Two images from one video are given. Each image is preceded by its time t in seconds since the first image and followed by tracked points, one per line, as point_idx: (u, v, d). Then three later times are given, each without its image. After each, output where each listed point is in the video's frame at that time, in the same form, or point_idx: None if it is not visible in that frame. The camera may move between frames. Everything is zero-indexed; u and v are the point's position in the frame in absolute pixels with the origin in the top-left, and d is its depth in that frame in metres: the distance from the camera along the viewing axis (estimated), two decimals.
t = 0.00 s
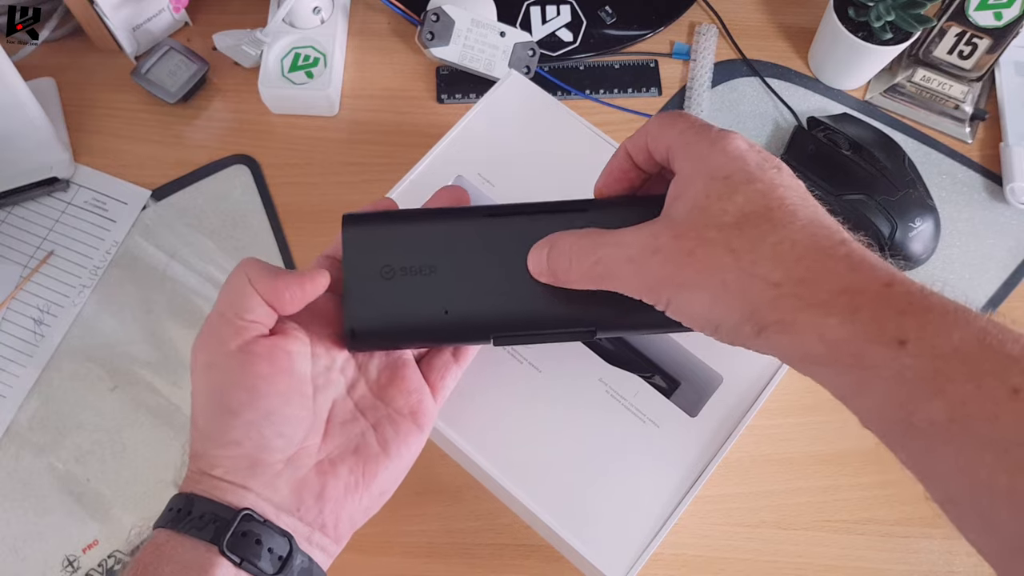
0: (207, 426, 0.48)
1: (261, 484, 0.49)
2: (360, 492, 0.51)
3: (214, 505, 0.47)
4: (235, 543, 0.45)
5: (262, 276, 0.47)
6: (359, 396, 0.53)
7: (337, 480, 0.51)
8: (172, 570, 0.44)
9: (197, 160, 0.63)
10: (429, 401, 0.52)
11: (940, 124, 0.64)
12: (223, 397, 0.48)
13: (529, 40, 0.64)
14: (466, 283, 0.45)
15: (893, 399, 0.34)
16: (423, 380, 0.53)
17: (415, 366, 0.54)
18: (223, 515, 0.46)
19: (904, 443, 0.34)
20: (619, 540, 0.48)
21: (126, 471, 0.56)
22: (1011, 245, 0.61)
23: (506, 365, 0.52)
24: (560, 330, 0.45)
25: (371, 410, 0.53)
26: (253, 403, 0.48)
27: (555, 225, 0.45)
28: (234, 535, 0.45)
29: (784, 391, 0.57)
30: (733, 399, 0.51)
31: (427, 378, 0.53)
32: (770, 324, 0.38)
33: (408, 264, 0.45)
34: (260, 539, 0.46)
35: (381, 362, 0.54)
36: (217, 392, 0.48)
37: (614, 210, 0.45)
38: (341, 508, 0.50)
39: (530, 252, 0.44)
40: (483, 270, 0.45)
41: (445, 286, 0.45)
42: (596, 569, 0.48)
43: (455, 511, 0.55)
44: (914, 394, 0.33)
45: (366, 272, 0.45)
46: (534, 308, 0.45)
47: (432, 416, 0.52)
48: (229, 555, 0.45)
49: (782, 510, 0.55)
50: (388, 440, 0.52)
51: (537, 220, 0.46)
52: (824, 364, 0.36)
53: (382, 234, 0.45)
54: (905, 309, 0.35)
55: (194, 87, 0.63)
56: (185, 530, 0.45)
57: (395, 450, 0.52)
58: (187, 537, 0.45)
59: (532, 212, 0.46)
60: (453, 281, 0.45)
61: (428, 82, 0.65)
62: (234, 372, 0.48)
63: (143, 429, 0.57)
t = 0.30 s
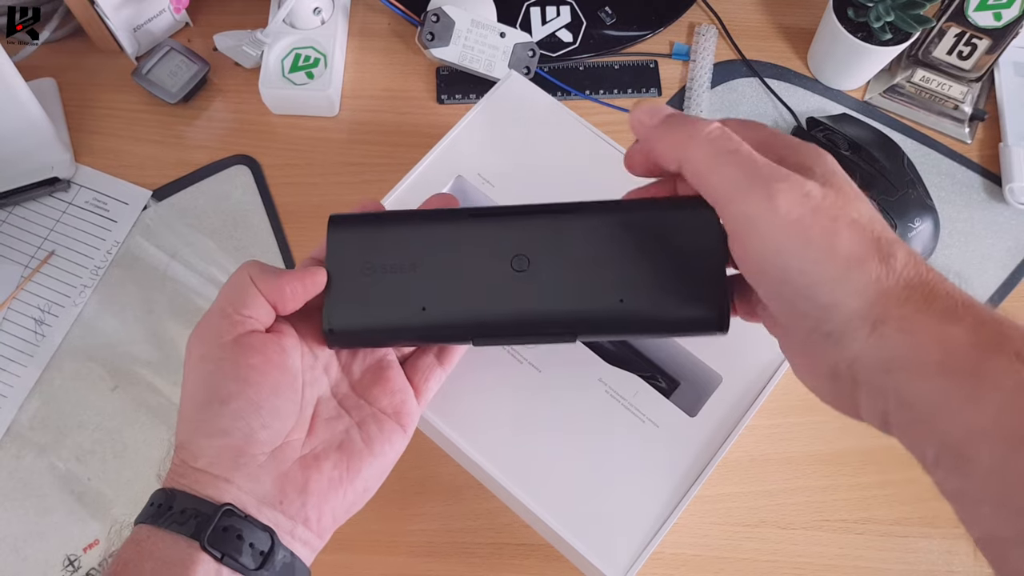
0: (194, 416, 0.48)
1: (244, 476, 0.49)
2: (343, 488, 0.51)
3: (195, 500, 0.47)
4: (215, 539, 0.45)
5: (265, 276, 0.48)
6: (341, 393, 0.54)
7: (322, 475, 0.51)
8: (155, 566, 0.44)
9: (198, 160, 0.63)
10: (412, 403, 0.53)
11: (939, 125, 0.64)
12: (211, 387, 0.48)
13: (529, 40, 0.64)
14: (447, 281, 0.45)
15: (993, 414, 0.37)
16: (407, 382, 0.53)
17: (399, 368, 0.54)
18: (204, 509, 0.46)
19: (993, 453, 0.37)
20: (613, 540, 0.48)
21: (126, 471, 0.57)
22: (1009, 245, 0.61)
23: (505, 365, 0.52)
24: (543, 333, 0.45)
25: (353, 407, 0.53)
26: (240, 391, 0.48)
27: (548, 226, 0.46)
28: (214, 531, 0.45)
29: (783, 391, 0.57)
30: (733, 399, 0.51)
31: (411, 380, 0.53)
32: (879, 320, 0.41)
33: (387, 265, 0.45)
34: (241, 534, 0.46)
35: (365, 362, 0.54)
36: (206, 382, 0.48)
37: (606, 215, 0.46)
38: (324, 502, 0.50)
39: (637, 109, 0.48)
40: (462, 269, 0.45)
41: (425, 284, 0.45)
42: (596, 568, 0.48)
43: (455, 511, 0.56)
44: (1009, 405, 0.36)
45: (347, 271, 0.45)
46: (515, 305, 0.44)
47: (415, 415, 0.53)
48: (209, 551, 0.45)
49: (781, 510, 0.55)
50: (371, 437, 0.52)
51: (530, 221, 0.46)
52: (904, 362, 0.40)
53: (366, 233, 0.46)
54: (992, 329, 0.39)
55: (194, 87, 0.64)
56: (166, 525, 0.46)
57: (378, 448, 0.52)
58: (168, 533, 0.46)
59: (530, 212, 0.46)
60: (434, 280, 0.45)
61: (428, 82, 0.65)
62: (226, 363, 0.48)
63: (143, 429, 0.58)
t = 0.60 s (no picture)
0: (203, 422, 0.49)
1: (250, 482, 0.49)
2: (351, 494, 0.51)
3: (203, 505, 0.47)
4: (223, 545, 0.45)
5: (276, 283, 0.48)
6: (349, 400, 0.54)
7: (329, 482, 0.51)
8: (164, 570, 0.45)
9: (198, 160, 0.64)
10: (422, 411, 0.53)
11: (939, 125, 0.64)
12: (219, 394, 0.48)
13: (529, 40, 0.64)
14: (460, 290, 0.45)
15: (970, 458, 0.32)
16: (415, 389, 0.53)
17: (408, 374, 0.54)
18: (212, 515, 0.47)
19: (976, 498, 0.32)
20: (616, 541, 0.48)
21: (127, 470, 0.57)
22: (1009, 245, 0.61)
23: (507, 367, 0.52)
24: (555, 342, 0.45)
25: (361, 413, 0.54)
26: (249, 399, 0.48)
27: (559, 238, 0.46)
28: (222, 536, 0.46)
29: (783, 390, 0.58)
30: (733, 399, 0.51)
31: (419, 387, 0.53)
32: (857, 359, 0.37)
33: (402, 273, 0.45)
34: (249, 540, 0.46)
35: (375, 369, 0.54)
36: (216, 389, 0.49)
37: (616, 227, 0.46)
38: (332, 509, 0.50)
39: (628, 154, 0.47)
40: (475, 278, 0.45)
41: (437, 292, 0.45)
42: (596, 568, 0.48)
43: (455, 510, 0.56)
44: (1000, 450, 0.32)
45: (361, 278, 0.45)
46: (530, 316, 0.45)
47: (424, 422, 0.53)
48: (217, 556, 0.45)
49: (780, 509, 0.55)
50: (379, 444, 0.52)
51: (541, 231, 0.46)
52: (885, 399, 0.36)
53: (378, 239, 0.46)
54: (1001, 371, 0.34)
55: (195, 87, 0.64)
56: (173, 531, 0.46)
57: (385, 454, 0.52)
58: (176, 538, 0.46)
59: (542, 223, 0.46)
60: (446, 287, 0.45)
61: (428, 82, 0.66)
62: (236, 370, 0.48)
63: (144, 429, 0.58)
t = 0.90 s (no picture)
0: (212, 420, 0.49)
1: (259, 479, 0.49)
2: (361, 491, 0.51)
3: (211, 502, 0.47)
4: (231, 542, 0.45)
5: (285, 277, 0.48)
6: (359, 395, 0.54)
7: (338, 479, 0.51)
8: (170, 566, 0.44)
9: (198, 160, 0.63)
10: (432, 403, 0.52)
11: (940, 124, 0.64)
12: (227, 393, 0.49)
13: (529, 40, 0.64)
14: (472, 284, 0.45)
15: (870, 468, 0.34)
16: (425, 382, 0.53)
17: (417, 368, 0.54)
18: (220, 512, 0.46)
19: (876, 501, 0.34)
20: (619, 542, 0.48)
21: (126, 471, 0.56)
22: (1010, 245, 0.61)
23: (508, 366, 0.52)
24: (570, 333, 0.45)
25: (371, 409, 0.53)
26: (257, 396, 0.48)
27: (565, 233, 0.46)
28: (230, 533, 0.45)
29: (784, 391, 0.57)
30: (733, 399, 0.50)
31: (429, 380, 0.53)
32: (748, 373, 0.38)
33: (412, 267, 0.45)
34: (257, 538, 0.45)
35: (384, 363, 0.54)
36: (224, 388, 0.49)
37: (638, 214, 0.45)
38: (343, 506, 0.50)
39: (525, 251, 0.44)
40: (488, 272, 0.45)
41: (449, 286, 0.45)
42: (597, 568, 0.48)
43: (455, 511, 0.55)
44: (891, 460, 0.33)
45: (370, 273, 0.45)
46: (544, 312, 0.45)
47: (432, 418, 0.52)
48: (225, 554, 0.45)
49: (781, 510, 0.55)
50: (389, 439, 0.52)
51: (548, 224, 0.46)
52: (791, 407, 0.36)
53: (385, 235, 0.46)
54: (892, 376, 0.34)
55: (194, 87, 0.64)
56: (181, 527, 0.46)
57: (395, 450, 0.52)
58: (183, 534, 0.45)
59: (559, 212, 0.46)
60: (457, 282, 0.45)
61: (428, 82, 0.65)
62: (245, 366, 0.49)
63: (143, 429, 0.57)
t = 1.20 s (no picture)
0: (194, 410, 0.49)
1: (242, 469, 0.49)
2: (342, 482, 0.51)
3: (192, 492, 0.47)
4: (213, 531, 0.45)
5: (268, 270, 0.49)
6: (341, 389, 0.54)
7: (320, 470, 0.50)
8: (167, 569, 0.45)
9: (198, 160, 0.63)
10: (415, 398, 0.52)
11: (940, 125, 0.64)
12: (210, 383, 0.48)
13: (529, 40, 0.64)
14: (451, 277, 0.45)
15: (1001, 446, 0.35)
16: (407, 377, 0.53)
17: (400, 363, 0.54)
18: (202, 502, 0.46)
19: (987, 481, 0.35)
20: (618, 540, 0.48)
21: (126, 470, 0.56)
22: (1010, 245, 0.61)
23: (506, 366, 0.52)
24: (551, 327, 0.45)
25: (353, 403, 0.53)
26: (239, 386, 0.48)
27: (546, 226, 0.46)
28: (211, 523, 0.46)
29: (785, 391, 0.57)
30: (733, 399, 0.51)
31: (411, 375, 0.53)
32: (899, 335, 0.41)
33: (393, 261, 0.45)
34: (238, 527, 0.46)
35: (366, 359, 0.54)
36: (205, 378, 0.49)
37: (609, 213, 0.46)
38: (323, 496, 0.50)
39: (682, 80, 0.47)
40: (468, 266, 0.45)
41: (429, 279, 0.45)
42: (597, 568, 0.48)
43: (455, 511, 0.55)
44: None
45: (353, 266, 0.45)
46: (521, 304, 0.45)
47: (416, 413, 0.53)
48: (206, 543, 0.45)
49: (781, 510, 0.55)
50: (371, 432, 0.52)
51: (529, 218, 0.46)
52: (914, 384, 0.39)
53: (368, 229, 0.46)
54: (994, 361, 0.38)
55: (194, 87, 0.64)
56: (162, 517, 0.46)
57: (377, 442, 0.52)
58: (165, 524, 0.46)
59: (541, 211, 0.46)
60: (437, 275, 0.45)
61: (428, 82, 0.65)
62: (227, 358, 0.48)
63: (142, 429, 0.57)
